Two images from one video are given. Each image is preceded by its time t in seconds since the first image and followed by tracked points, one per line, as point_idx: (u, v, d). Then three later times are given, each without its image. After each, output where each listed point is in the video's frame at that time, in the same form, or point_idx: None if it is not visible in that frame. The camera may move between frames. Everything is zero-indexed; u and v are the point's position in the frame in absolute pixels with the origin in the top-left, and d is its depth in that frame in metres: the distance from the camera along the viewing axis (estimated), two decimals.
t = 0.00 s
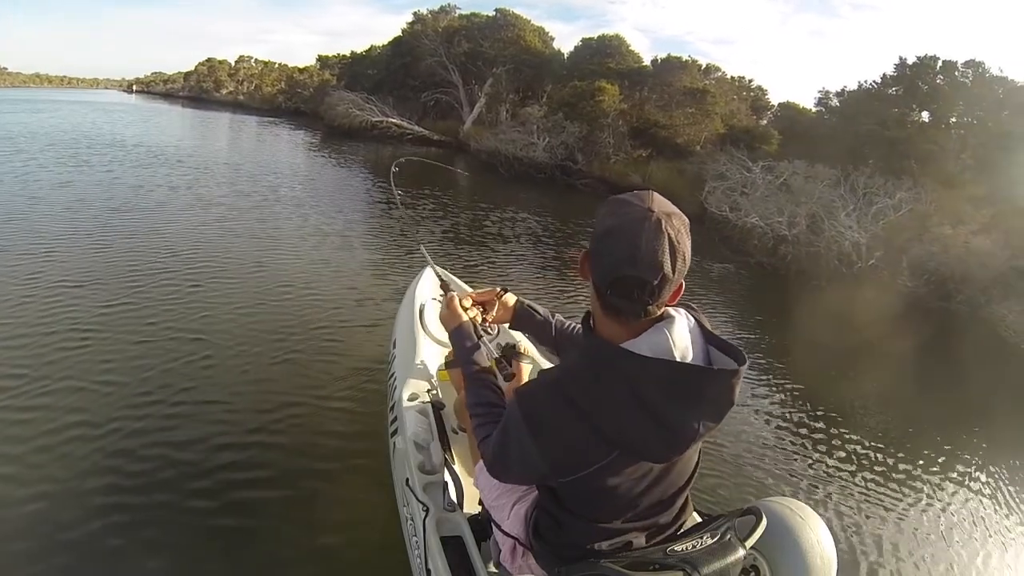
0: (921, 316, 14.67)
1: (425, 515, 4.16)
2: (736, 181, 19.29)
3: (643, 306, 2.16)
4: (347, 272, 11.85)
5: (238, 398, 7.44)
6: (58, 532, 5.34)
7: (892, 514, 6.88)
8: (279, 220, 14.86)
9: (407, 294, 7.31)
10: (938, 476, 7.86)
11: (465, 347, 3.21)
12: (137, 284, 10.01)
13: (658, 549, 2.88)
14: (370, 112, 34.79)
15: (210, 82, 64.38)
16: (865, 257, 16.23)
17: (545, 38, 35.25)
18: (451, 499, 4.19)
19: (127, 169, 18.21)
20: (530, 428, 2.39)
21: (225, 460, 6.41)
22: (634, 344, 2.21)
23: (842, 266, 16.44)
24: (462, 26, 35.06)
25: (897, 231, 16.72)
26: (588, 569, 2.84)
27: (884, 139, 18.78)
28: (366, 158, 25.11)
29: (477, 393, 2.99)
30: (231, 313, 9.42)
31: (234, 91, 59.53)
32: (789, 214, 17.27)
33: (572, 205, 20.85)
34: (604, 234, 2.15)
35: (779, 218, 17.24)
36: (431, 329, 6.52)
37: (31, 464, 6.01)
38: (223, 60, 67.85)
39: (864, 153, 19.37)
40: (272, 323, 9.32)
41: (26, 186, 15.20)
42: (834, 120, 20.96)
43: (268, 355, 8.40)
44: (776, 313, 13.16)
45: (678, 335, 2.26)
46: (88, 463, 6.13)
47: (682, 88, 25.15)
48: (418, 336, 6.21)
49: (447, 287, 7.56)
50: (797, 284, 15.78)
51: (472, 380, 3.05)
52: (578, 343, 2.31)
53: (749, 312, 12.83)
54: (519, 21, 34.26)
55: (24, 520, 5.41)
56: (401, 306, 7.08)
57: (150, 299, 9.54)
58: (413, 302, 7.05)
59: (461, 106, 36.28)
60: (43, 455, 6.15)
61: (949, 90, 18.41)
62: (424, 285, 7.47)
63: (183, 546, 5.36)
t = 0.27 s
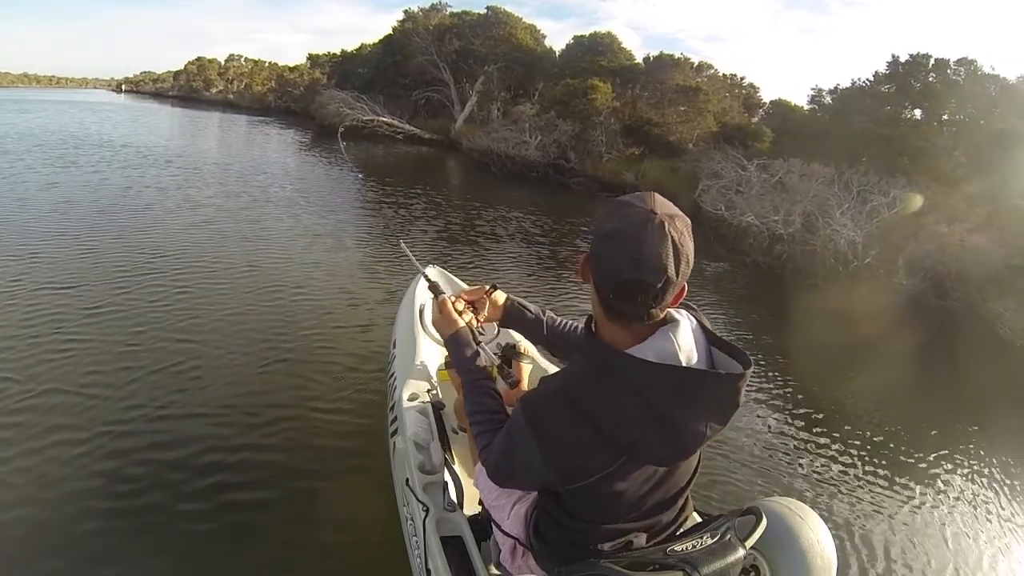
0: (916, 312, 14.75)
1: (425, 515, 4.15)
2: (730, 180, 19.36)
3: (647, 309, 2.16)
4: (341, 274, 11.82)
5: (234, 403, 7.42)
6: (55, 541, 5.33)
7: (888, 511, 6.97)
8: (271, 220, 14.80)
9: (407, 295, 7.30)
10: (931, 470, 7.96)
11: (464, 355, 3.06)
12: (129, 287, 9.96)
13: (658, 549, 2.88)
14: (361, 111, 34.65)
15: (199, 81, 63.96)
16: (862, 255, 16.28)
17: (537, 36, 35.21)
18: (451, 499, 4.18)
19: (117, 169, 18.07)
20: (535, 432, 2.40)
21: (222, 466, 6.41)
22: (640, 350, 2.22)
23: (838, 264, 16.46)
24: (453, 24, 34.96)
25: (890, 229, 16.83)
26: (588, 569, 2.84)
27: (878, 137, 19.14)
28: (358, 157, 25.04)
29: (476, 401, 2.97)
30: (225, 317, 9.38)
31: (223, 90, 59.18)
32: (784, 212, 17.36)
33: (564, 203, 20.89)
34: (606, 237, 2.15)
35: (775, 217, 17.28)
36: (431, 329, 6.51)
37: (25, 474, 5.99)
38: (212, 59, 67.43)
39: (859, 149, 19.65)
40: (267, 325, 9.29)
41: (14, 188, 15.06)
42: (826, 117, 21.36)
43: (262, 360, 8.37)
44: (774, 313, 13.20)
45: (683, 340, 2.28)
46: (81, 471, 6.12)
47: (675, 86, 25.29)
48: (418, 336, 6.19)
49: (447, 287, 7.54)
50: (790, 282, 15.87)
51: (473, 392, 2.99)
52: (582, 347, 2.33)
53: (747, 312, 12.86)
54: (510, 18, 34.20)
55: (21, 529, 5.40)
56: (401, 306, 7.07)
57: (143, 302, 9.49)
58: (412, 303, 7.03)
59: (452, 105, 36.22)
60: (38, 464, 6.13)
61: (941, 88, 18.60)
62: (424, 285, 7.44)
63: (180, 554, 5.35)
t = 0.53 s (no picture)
0: (911, 312, 14.83)
1: (425, 516, 4.14)
2: (726, 179, 19.42)
3: (652, 312, 2.15)
4: (334, 275, 11.78)
5: (229, 406, 7.40)
6: (48, 545, 5.30)
7: (885, 509, 7.05)
8: (264, 221, 14.73)
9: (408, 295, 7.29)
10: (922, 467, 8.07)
11: (460, 366, 2.96)
12: (120, 289, 9.89)
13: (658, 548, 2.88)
14: (352, 110, 34.49)
15: (189, 80, 63.49)
16: (858, 255, 16.36)
17: (529, 34, 35.20)
18: (451, 499, 4.18)
19: (106, 170, 17.92)
20: (542, 441, 2.39)
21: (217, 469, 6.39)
22: (650, 358, 2.26)
23: (834, 264, 16.50)
24: (444, 23, 34.89)
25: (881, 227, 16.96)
26: (589, 569, 2.86)
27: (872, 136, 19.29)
28: (349, 157, 24.95)
29: (476, 416, 2.86)
30: (218, 319, 9.34)
31: (214, 90, 58.82)
32: (780, 212, 17.46)
33: (557, 203, 20.90)
34: (611, 240, 2.15)
35: (772, 216, 17.48)
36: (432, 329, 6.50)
37: (17, 478, 5.94)
38: (202, 58, 67.10)
39: (852, 149, 19.79)
40: (261, 328, 9.26)
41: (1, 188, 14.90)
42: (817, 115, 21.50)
43: (257, 363, 8.34)
44: (772, 313, 13.24)
45: (692, 350, 2.32)
46: (73, 475, 6.08)
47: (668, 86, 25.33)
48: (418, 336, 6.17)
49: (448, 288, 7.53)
50: (784, 282, 15.97)
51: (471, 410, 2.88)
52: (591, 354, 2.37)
53: (747, 313, 12.88)
54: (502, 17, 34.18)
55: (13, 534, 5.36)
56: (401, 306, 7.05)
57: (135, 305, 9.43)
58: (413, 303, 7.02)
59: (444, 104, 36.17)
60: (30, 468, 6.08)
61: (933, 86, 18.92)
62: (424, 284, 7.42)
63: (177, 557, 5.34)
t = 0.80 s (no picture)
0: (908, 312, 14.92)
1: (425, 515, 4.14)
2: (721, 180, 19.49)
3: (661, 323, 2.15)
4: (329, 276, 11.76)
5: (224, 409, 7.38)
6: (43, 550, 5.28)
7: (881, 508, 7.12)
8: (257, 221, 14.67)
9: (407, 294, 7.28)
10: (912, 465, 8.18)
11: (464, 373, 2.94)
12: (113, 291, 9.83)
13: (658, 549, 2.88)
14: (344, 108, 34.35)
15: (180, 78, 63.07)
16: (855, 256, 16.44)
17: (522, 33, 35.19)
18: (451, 499, 4.18)
19: (97, 169, 17.80)
20: (545, 450, 2.40)
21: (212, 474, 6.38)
22: (658, 375, 2.28)
23: (830, 264, 16.55)
24: (437, 22, 34.82)
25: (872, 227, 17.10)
26: (589, 569, 2.86)
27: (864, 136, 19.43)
28: (342, 156, 24.88)
29: (480, 425, 2.84)
30: (213, 320, 9.31)
31: (205, 88, 58.47)
32: (776, 214, 17.55)
33: (551, 202, 20.93)
34: (620, 247, 2.15)
35: (769, 218, 17.53)
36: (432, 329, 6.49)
37: (11, 483, 5.92)
38: (193, 56, 66.71)
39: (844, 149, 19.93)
40: (256, 329, 9.23)
41: None
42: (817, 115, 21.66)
43: (253, 365, 8.32)
44: (769, 315, 13.31)
45: (700, 364, 2.35)
46: (66, 481, 6.05)
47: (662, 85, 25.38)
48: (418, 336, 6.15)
49: (448, 288, 7.52)
50: (776, 283, 16.08)
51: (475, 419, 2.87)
52: (597, 361, 2.37)
53: (746, 315, 12.91)
54: (496, 16, 34.14)
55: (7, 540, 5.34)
56: (401, 306, 7.04)
57: (128, 307, 9.37)
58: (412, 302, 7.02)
59: (437, 103, 36.13)
60: (24, 472, 6.06)
61: (928, 87, 18.91)
62: (424, 284, 7.40)
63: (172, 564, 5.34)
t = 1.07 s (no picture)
0: (901, 309, 15.02)
1: (425, 515, 4.13)
2: (718, 179, 19.51)
3: (662, 324, 2.14)
4: (325, 278, 11.73)
5: (220, 414, 7.37)
6: (39, 558, 5.26)
7: (881, 508, 7.14)
8: (251, 223, 14.62)
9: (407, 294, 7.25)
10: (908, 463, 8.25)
11: (464, 366, 2.94)
12: (106, 294, 9.76)
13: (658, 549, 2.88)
14: (337, 108, 34.18)
15: (172, 78, 62.70)
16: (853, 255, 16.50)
17: (515, 32, 35.14)
18: (451, 498, 4.17)
19: (89, 171, 17.69)
20: (544, 450, 2.40)
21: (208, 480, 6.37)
22: (658, 379, 2.27)
23: (828, 262, 16.55)
24: (430, 20, 34.72)
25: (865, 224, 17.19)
26: (589, 569, 2.85)
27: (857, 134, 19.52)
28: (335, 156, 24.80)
29: (481, 421, 2.88)
30: (208, 324, 9.28)
31: (196, 88, 58.14)
32: (773, 212, 17.50)
33: (545, 202, 20.94)
34: (622, 249, 2.14)
35: (766, 216, 17.44)
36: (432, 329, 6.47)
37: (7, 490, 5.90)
38: (184, 57, 66.32)
39: (837, 147, 20.01)
40: (251, 332, 9.20)
41: None
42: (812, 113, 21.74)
43: (249, 369, 8.30)
44: (767, 314, 13.35)
45: (701, 367, 2.35)
46: (60, 488, 6.01)
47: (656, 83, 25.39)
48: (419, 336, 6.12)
49: (448, 287, 7.49)
50: (771, 280, 16.14)
51: (476, 411, 2.89)
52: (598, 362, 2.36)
53: (747, 315, 12.94)
54: (489, 14, 34.07)
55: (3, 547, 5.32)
56: (401, 305, 7.02)
57: (120, 311, 9.30)
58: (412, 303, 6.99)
59: (430, 102, 36.07)
60: (19, 479, 6.04)
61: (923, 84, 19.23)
62: (424, 284, 7.38)
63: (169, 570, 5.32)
